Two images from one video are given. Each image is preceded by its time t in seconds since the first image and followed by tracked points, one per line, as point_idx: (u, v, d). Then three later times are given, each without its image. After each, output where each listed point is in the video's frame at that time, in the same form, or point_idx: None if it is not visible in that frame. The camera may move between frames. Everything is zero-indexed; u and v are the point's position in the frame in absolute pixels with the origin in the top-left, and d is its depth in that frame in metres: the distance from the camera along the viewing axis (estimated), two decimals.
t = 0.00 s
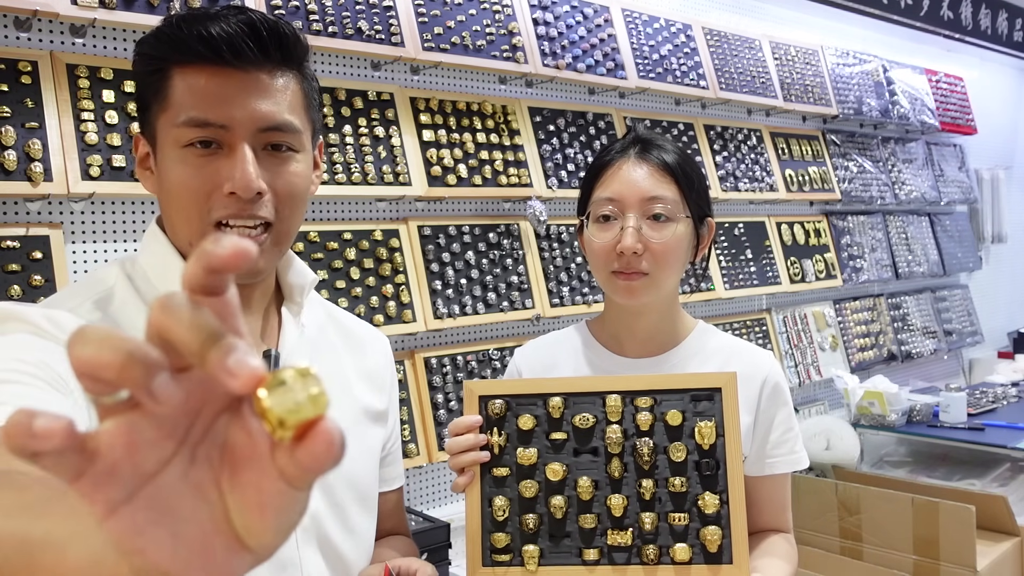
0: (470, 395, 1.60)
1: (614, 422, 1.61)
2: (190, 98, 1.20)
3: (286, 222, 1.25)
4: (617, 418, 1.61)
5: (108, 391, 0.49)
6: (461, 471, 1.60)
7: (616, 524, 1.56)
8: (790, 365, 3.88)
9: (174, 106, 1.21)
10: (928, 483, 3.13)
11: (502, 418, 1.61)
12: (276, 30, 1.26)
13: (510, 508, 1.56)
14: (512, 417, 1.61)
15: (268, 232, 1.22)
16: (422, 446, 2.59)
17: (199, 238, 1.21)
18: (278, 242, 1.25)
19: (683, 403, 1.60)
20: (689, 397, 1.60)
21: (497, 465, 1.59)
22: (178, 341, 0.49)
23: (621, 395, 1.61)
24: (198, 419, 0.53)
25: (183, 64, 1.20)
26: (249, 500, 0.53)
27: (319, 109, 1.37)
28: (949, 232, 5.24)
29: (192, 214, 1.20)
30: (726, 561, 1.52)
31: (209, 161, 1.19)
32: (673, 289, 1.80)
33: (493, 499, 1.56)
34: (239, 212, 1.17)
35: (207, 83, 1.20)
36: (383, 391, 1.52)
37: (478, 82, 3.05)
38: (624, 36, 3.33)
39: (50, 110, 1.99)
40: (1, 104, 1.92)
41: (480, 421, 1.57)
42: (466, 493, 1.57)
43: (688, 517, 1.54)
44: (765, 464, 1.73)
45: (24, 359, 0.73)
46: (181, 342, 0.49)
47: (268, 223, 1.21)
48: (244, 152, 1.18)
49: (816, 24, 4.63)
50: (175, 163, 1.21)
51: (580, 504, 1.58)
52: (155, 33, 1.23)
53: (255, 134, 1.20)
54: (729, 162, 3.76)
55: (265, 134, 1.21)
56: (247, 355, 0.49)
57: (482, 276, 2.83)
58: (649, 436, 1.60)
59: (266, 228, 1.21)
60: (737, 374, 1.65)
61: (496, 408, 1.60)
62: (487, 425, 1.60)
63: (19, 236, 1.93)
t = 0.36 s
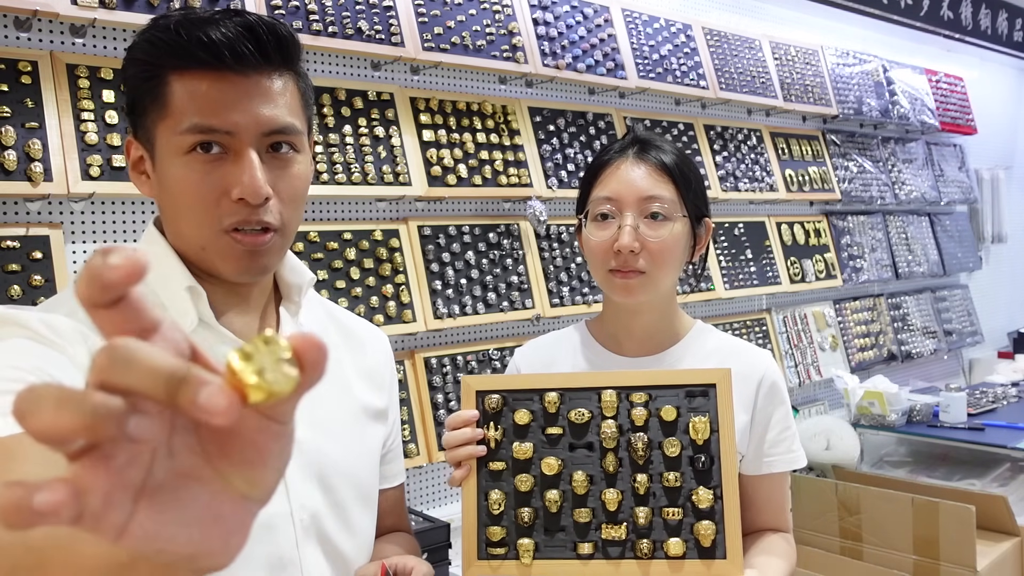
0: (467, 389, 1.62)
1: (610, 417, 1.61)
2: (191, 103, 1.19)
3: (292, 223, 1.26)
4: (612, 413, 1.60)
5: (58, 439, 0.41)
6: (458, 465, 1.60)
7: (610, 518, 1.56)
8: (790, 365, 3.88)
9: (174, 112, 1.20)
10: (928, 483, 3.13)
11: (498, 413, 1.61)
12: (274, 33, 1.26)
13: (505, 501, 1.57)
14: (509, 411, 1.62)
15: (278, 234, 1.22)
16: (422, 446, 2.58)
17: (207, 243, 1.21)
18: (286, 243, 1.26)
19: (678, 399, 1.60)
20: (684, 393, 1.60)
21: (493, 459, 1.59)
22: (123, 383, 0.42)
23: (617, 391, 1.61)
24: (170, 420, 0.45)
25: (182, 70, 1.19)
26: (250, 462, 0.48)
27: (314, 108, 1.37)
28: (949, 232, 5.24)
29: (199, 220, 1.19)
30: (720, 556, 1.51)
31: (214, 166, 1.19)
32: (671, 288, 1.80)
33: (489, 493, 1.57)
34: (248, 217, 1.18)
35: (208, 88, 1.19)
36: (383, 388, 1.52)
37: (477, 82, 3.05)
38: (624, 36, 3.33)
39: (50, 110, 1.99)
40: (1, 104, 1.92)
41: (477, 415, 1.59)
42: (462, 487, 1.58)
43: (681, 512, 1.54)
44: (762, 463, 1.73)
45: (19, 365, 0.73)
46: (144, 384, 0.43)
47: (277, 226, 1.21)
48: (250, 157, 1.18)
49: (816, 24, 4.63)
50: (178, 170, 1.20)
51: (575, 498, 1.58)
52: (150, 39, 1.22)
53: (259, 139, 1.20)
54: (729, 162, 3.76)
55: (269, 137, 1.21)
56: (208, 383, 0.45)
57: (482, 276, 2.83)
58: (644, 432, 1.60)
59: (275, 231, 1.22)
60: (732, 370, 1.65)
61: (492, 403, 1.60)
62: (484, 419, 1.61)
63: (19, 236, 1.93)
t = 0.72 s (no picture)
0: (465, 388, 1.62)
1: (605, 417, 1.60)
2: (190, 102, 1.19)
3: (287, 224, 1.25)
4: (608, 413, 1.60)
5: (78, 399, 0.45)
6: (456, 464, 1.61)
7: (605, 517, 1.56)
8: (790, 365, 3.88)
9: (172, 110, 1.20)
10: (928, 483, 3.13)
11: (496, 412, 1.61)
12: (275, 34, 1.26)
13: (503, 499, 1.57)
14: (506, 410, 1.62)
15: (273, 234, 1.22)
16: (422, 446, 2.58)
17: (202, 243, 1.20)
18: (280, 244, 1.26)
19: (674, 399, 1.60)
20: (681, 393, 1.60)
21: (491, 457, 1.59)
22: (149, 353, 0.46)
23: (613, 390, 1.61)
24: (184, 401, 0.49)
25: (182, 69, 1.19)
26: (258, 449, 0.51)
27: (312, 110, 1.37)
28: (949, 232, 5.24)
29: (194, 219, 1.19)
30: (715, 557, 1.50)
31: (212, 165, 1.18)
32: (674, 289, 1.80)
33: (486, 490, 1.57)
34: (243, 218, 1.17)
35: (208, 87, 1.19)
36: (379, 385, 1.52)
37: (477, 82, 3.05)
38: (624, 36, 3.33)
39: (50, 110, 1.99)
40: (1, 104, 1.92)
41: (475, 414, 1.60)
42: (460, 485, 1.58)
43: (676, 512, 1.54)
44: (765, 464, 1.73)
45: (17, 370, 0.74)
46: (165, 360, 0.46)
47: (272, 227, 1.21)
48: (248, 158, 1.17)
49: (816, 24, 4.63)
50: (175, 168, 1.19)
51: (570, 497, 1.58)
52: (150, 37, 1.22)
53: (257, 139, 1.20)
54: (729, 162, 3.76)
55: (267, 137, 1.21)
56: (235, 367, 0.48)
57: (482, 276, 2.83)
58: (639, 431, 1.59)
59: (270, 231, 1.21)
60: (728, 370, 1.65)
61: (490, 401, 1.61)
62: (481, 418, 1.62)
63: (19, 236, 1.93)
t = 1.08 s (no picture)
0: (470, 387, 1.62)
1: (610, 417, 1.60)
2: (193, 104, 1.18)
3: (291, 224, 1.27)
4: (613, 412, 1.60)
5: (147, 344, 0.65)
6: (460, 463, 1.60)
7: (610, 517, 1.56)
8: (790, 365, 3.88)
9: (173, 113, 1.18)
10: (928, 483, 3.13)
11: (500, 411, 1.61)
12: (274, 34, 1.26)
13: (507, 499, 1.57)
14: (511, 409, 1.62)
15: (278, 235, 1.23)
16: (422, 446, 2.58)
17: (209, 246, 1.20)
18: (284, 245, 1.27)
19: (679, 399, 1.60)
20: (685, 392, 1.60)
21: (495, 457, 1.60)
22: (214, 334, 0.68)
23: (617, 390, 1.61)
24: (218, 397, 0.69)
25: (183, 70, 1.18)
26: (261, 467, 0.68)
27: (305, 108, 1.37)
28: (949, 232, 5.24)
29: (202, 222, 1.19)
30: (720, 556, 1.50)
31: (218, 168, 1.19)
32: (679, 289, 1.80)
33: (490, 489, 1.57)
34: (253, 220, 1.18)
35: (211, 89, 1.18)
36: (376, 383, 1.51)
37: (478, 82, 3.05)
38: (624, 36, 3.33)
39: (50, 110, 1.98)
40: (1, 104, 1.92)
41: (479, 413, 1.59)
42: (464, 484, 1.58)
43: (681, 511, 1.54)
44: (769, 464, 1.73)
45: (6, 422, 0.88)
46: (222, 327, 0.65)
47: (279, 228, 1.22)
48: (255, 160, 1.18)
49: (816, 25, 4.63)
50: (179, 172, 1.19)
51: (575, 496, 1.58)
52: (147, 38, 1.20)
53: (261, 141, 1.20)
54: (729, 162, 3.75)
55: (270, 138, 1.22)
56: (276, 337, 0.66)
57: (482, 276, 2.82)
58: (644, 431, 1.59)
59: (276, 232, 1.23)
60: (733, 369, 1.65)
61: (494, 401, 1.61)
62: (486, 417, 1.62)
63: (19, 236, 1.93)
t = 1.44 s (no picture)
0: (473, 388, 1.62)
1: (615, 417, 1.60)
2: (181, 103, 1.18)
3: (280, 222, 1.27)
4: (617, 413, 1.60)
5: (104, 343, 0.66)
6: (463, 465, 1.60)
7: (615, 518, 1.56)
8: (789, 365, 3.88)
9: (162, 112, 1.19)
10: (928, 483, 3.13)
11: (504, 412, 1.61)
12: (265, 32, 1.26)
13: (511, 501, 1.57)
14: (514, 411, 1.62)
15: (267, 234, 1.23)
16: (422, 446, 2.58)
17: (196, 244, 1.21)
18: (274, 244, 1.27)
19: (683, 400, 1.59)
20: (690, 394, 1.59)
21: (499, 458, 1.59)
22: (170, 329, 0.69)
23: (622, 391, 1.61)
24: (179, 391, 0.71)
25: (172, 69, 1.18)
26: (226, 458, 0.70)
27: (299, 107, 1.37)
28: (949, 232, 5.24)
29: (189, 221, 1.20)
30: (725, 557, 1.51)
31: (205, 166, 1.19)
32: (681, 290, 1.80)
33: (494, 491, 1.57)
34: (238, 219, 1.18)
35: (199, 87, 1.18)
36: (373, 382, 1.51)
37: (478, 82, 3.05)
38: (624, 36, 3.33)
39: (50, 110, 1.99)
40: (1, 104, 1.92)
41: (483, 414, 1.59)
42: (468, 486, 1.58)
43: (686, 513, 1.54)
44: (772, 464, 1.73)
45: None
46: (178, 323, 0.67)
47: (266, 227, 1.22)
48: (243, 158, 1.19)
49: (816, 25, 4.63)
50: (167, 171, 1.19)
51: (580, 498, 1.58)
52: (138, 37, 1.20)
53: (249, 140, 1.21)
54: (729, 162, 3.76)
55: (259, 137, 1.22)
56: (232, 328, 0.66)
57: (482, 276, 2.82)
58: (649, 432, 1.59)
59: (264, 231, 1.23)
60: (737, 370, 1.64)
61: (498, 402, 1.61)
62: (489, 419, 1.62)
63: (19, 236, 1.93)
